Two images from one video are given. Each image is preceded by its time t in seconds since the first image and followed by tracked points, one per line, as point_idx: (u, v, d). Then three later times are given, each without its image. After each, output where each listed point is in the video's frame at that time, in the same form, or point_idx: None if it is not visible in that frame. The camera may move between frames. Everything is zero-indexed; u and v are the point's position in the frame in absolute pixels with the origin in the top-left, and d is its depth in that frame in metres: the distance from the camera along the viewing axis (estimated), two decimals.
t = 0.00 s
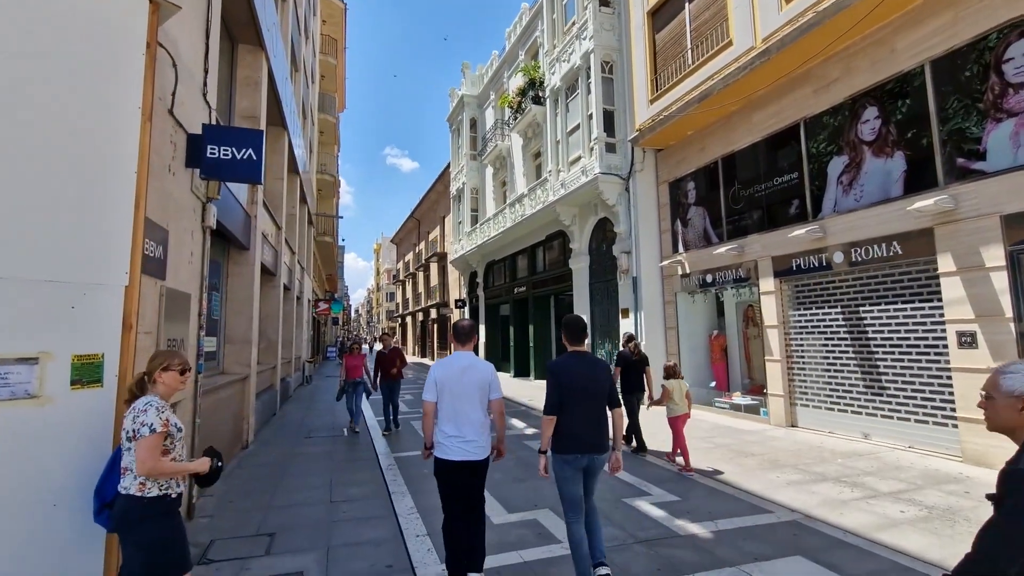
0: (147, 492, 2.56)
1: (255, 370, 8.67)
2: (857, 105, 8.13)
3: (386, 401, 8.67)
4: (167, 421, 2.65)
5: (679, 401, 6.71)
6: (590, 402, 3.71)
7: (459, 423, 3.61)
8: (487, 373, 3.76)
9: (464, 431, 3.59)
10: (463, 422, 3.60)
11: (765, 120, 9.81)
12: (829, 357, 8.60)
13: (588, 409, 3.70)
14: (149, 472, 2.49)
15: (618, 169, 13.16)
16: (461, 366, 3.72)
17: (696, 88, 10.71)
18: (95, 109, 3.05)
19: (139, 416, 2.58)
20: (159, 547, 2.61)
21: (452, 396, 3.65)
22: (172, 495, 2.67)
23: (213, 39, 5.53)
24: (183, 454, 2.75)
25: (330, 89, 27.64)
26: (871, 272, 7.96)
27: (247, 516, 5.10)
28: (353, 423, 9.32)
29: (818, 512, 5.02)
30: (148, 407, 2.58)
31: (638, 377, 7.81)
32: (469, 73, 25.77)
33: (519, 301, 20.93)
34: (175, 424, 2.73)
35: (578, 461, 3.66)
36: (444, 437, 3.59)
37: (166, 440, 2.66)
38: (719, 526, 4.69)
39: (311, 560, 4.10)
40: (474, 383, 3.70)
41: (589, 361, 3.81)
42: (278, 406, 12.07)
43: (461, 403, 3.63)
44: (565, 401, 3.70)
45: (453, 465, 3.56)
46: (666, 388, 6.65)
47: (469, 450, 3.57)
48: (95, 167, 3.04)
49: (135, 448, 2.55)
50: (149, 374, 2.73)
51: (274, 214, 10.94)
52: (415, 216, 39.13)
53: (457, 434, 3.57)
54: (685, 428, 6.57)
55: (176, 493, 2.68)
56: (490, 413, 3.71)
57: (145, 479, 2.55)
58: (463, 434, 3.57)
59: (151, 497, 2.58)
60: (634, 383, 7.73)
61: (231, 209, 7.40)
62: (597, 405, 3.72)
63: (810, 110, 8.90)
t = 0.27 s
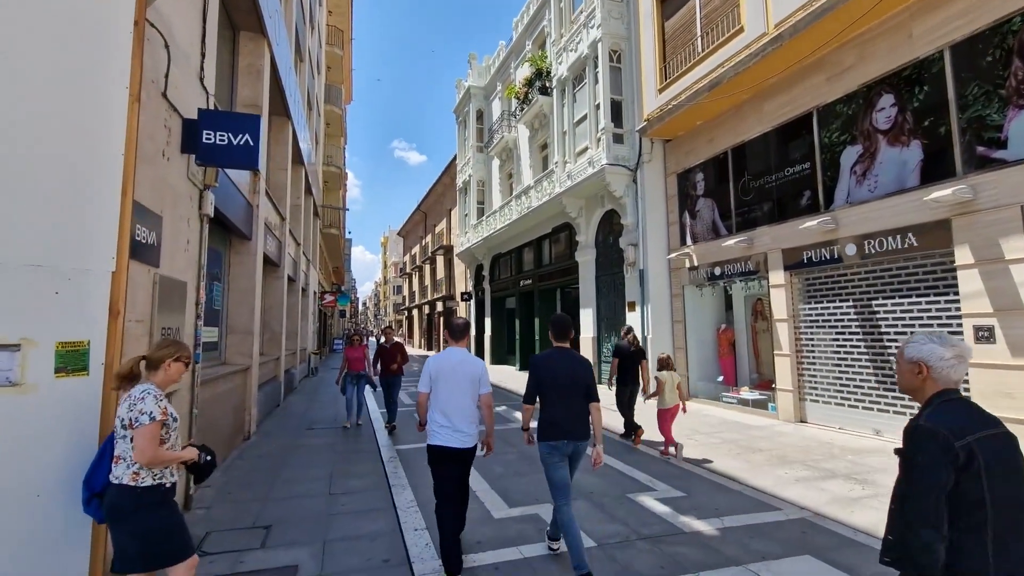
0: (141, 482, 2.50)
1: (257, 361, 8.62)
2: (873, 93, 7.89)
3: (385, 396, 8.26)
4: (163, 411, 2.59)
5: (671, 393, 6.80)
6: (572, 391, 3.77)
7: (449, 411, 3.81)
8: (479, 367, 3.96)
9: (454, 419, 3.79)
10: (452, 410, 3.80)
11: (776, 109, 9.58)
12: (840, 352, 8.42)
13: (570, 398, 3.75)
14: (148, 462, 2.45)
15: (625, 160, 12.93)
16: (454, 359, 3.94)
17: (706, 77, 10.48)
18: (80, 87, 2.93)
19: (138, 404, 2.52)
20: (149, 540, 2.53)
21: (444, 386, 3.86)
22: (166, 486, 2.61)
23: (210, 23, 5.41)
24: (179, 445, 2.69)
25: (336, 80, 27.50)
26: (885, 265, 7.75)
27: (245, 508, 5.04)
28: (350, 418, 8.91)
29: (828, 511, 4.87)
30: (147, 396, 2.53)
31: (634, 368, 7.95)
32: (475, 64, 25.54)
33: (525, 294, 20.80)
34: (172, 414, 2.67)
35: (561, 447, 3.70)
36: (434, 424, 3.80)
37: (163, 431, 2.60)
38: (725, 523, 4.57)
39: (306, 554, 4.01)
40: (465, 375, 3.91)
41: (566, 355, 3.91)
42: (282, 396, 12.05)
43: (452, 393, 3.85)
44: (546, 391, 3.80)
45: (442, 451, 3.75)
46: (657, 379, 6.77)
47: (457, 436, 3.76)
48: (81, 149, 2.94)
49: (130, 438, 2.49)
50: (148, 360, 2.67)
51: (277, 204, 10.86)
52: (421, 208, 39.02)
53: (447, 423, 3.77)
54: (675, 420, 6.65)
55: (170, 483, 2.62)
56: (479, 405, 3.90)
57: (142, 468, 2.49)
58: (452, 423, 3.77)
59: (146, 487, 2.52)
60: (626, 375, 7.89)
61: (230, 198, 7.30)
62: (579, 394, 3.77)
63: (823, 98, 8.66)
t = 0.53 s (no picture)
0: (143, 477, 2.42)
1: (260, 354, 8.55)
2: (893, 85, 7.63)
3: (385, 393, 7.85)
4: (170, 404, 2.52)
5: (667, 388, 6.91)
6: (557, 379, 3.99)
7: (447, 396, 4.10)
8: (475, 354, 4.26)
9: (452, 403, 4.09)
10: (451, 395, 4.09)
11: (791, 102, 9.32)
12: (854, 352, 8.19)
13: (556, 385, 3.97)
14: (158, 456, 2.39)
15: (635, 155, 12.71)
16: (452, 348, 4.21)
17: (719, 68, 10.23)
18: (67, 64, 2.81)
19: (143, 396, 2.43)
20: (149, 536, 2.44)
21: (443, 373, 4.13)
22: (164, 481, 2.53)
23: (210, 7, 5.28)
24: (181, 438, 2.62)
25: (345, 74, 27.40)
26: (902, 263, 7.51)
27: (242, 503, 4.95)
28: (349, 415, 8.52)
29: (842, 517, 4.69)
30: (153, 388, 2.45)
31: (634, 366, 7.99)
32: (485, 57, 25.32)
33: (532, 290, 20.65)
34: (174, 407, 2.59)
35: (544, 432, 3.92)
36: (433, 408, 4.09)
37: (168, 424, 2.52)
38: (735, 528, 4.40)
39: (301, 552, 3.89)
40: (463, 363, 4.19)
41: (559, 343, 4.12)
42: (286, 389, 12.00)
43: (451, 379, 4.13)
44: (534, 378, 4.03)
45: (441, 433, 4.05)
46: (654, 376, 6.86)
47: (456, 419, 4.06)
48: (64, 130, 2.81)
49: (136, 432, 2.39)
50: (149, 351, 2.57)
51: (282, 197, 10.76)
52: (429, 203, 38.95)
53: (445, 405, 4.06)
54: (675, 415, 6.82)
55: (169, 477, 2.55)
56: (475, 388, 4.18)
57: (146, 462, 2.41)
58: (450, 406, 4.06)
59: (148, 481, 2.44)
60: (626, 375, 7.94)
61: (233, 188, 7.20)
62: (563, 382, 4.00)
63: (840, 91, 8.41)
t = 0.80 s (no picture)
0: (152, 463, 2.46)
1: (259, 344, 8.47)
2: (907, 70, 7.38)
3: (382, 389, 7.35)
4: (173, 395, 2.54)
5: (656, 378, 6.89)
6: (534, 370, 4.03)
7: (438, 386, 4.31)
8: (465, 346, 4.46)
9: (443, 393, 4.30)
10: (442, 385, 4.30)
11: (800, 89, 9.09)
12: (862, 345, 8.01)
13: (534, 375, 4.03)
14: (168, 448, 2.45)
15: (640, 144, 12.48)
16: (442, 340, 4.40)
17: (727, 55, 9.97)
18: (42, 43, 2.69)
19: (150, 389, 2.45)
20: (154, 525, 2.46)
21: (434, 364, 4.33)
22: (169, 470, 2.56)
23: None
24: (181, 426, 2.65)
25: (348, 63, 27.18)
26: (913, 255, 7.31)
27: (235, 496, 4.87)
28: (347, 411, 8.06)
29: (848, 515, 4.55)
30: (159, 382, 2.48)
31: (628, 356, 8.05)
32: (488, 46, 25.01)
33: (535, 282, 20.50)
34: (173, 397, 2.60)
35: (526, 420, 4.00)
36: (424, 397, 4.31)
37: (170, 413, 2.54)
38: (738, 526, 4.26)
39: (291, 548, 3.79)
40: (453, 354, 4.39)
41: (537, 336, 4.16)
42: (287, 380, 11.94)
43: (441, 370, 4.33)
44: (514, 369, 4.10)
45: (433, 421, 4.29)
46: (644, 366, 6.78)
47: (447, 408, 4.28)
48: (38, 111, 2.69)
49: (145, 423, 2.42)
50: (150, 346, 2.55)
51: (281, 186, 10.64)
52: (433, 194, 38.77)
53: (436, 397, 4.27)
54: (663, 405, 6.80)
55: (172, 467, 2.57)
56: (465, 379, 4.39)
57: (155, 451, 2.46)
58: (442, 397, 4.27)
59: (155, 469, 2.48)
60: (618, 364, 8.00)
61: (227, 176, 7.06)
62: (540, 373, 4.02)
63: (851, 77, 8.17)
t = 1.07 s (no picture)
0: (149, 446, 2.52)
1: (254, 334, 8.36)
2: (920, 49, 7.11)
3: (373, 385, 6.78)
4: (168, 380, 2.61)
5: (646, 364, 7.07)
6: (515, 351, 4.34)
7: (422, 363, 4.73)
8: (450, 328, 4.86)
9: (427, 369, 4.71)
10: (426, 363, 4.71)
11: (808, 72, 8.83)
12: (869, 335, 7.83)
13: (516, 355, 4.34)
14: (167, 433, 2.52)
15: (643, 130, 12.22)
16: (427, 321, 4.81)
17: (732, 36, 9.69)
18: None
19: (148, 376, 2.49)
20: (146, 508, 2.51)
21: (419, 343, 4.76)
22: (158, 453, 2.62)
23: None
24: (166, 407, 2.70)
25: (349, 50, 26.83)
26: (923, 242, 7.09)
27: (223, 487, 4.76)
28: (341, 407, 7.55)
29: (852, 508, 4.40)
30: (157, 369, 2.54)
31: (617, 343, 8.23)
32: (490, 32, 24.61)
33: (537, 271, 20.32)
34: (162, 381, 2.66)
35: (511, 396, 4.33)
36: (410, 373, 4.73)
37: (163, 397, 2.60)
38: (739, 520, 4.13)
39: (275, 543, 3.68)
40: (437, 335, 4.79)
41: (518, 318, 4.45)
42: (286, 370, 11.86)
43: (425, 349, 4.75)
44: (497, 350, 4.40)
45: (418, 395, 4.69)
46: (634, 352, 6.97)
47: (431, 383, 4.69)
48: None
49: (147, 409, 2.48)
50: (141, 332, 2.56)
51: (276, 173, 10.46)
52: (435, 183, 38.50)
53: (421, 374, 4.68)
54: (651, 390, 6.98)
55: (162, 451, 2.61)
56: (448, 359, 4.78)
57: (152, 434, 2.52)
58: (426, 374, 4.67)
59: (149, 451, 2.54)
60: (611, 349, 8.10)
61: (218, 162, 6.90)
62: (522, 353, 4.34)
63: (861, 58, 7.90)
